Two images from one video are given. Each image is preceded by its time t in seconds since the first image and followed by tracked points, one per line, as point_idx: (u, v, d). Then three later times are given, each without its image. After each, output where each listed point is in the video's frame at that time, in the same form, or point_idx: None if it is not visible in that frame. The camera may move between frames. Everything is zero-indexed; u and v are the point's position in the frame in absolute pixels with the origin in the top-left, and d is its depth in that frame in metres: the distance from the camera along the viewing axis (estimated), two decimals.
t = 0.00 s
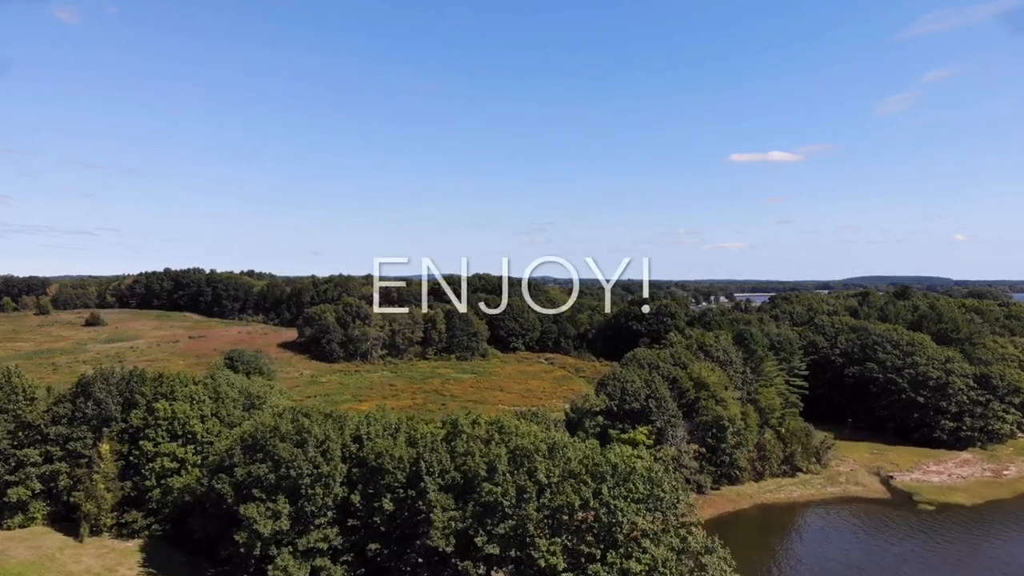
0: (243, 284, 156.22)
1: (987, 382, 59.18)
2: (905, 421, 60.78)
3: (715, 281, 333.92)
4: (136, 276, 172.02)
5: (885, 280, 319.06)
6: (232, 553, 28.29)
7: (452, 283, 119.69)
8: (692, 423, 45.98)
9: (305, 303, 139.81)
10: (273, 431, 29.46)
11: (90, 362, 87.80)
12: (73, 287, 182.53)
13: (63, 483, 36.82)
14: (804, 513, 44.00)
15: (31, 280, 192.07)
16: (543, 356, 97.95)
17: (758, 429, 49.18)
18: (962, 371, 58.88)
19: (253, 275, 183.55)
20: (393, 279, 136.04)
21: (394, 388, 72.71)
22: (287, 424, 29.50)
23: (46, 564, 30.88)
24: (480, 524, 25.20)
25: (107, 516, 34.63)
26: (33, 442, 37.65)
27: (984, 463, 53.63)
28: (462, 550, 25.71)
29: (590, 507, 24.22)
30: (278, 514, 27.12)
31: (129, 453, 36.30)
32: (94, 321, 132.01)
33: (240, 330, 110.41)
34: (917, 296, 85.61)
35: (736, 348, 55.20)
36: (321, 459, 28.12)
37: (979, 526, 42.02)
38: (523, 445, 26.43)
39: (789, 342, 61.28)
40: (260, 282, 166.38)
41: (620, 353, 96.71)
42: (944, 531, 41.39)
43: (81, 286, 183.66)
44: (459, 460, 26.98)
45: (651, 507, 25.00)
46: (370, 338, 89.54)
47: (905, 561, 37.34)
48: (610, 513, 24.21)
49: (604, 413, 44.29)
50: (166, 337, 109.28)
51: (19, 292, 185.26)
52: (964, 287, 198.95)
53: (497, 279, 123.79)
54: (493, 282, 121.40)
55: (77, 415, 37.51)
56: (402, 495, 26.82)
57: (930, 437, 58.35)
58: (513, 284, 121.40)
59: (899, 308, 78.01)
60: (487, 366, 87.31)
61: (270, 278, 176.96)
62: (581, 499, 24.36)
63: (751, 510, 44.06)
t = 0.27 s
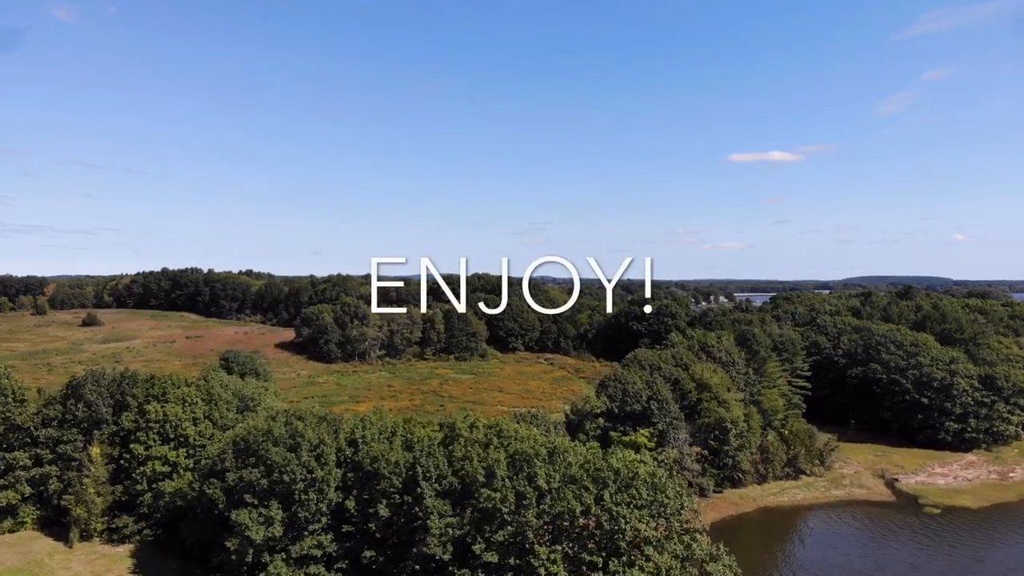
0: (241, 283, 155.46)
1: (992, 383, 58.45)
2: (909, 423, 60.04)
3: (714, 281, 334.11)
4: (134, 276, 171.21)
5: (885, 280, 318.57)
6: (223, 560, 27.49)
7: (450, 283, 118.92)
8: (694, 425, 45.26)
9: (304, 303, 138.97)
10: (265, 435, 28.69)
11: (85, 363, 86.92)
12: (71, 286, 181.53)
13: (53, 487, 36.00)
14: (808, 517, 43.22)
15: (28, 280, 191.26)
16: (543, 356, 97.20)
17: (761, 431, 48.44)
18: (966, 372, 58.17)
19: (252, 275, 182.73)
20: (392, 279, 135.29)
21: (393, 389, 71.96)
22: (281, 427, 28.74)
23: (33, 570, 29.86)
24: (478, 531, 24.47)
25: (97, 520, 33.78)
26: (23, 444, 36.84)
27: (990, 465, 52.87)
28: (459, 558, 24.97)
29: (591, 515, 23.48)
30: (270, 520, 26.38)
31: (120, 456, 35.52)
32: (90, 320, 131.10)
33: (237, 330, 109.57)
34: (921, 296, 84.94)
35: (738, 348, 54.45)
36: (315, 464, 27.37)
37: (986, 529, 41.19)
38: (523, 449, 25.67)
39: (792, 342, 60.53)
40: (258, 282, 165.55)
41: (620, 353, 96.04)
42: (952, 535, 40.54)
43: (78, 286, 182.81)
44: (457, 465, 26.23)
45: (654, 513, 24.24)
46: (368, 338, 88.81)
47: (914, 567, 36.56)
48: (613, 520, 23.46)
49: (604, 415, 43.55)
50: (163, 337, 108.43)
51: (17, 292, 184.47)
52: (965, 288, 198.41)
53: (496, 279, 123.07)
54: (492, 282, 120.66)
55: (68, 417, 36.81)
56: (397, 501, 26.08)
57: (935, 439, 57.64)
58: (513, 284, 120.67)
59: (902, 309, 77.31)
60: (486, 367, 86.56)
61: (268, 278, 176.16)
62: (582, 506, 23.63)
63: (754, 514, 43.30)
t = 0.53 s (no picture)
0: (240, 278, 154.55)
1: (996, 379, 57.84)
2: (912, 419, 59.44)
3: (714, 276, 333.44)
4: (131, 271, 170.24)
5: (885, 275, 318.11)
6: (215, 562, 26.77)
7: (449, 278, 118.11)
8: (696, 422, 44.58)
9: (302, 298, 138.09)
10: (258, 433, 27.91)
11: (81, 358, 86.09)
12: (68, 281, 180.58)
13: (43, 486, 35.20)
14: (812, 515, 42.55)
15: (26, 275, 190.28)
16: (542, 352, 96.49)
17: (763, 428, 47.76)
18: (971, 368, 57.54)
19: (250, 270, 181.76)
20: (391, 274, 134.45)
21: (391, 384, 71.24)
22: (274, 425, 27.97)
23: (22, 570, 28.94)
24: (477, 533, 23.75)
25: (87, 519, 32.96)
26: (12, 442, 36.04)
27: (995, 462, 52.23)
28: (457, 560, 24.27)
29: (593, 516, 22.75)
30: (263, 521, 25.67)
31: (111, 454, 34.76)
32: (87, 316, 130.18)
33: (235, 325, 108.74)
34: (924, 291, 84.26)
35: (740, 344, 53.74)
36: (309, 463, 26.62)
37: (993, 527, 40.51)
38: (522, 449, 24.92)
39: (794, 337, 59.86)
40: (256, 277, 164.63)
41: (620, 349, 95.41)
42: (959, 534, 39.86)
43: (75, 281, 181.83)
44: (455, 465, 25.49)
45: (657, 514, 23.50)
46: (366, 334, 88.05)
47: (921, 566, 35.92)
48: (615, 522, 22.74)
49: (605, 412, 42.85)
50: (160, 332, 107.60)
51: (14, 287, 183.50)
52: (965, 283, 197.80)
53: (495, 274, 122.26)
54: (491, 277, 119.87)
55: (58, 414, 36.04)
56: (393, 501, 25.35)
57: (938, 436, 57.07)
58: (512, 279, 119.88)
59: (905, 304, 76.65)
60: (486, 362, 85.84)
61: (266, 273, 175.21)
62: (583, 508, 22.89)
63: (757, 512, 42.62)
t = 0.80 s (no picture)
0: (237, 273, 153.66)
1: (1001, 375, 57.17)
2: (916, 416, 58.80)
3: (714, 271, 332.80)
4: (129, 266, 169.33)
5: (885, 270, 317.47)
6: (206, 564, 26.07)
7: (448, 273, 117.30)
8: (698, 419, 43.90)
9: (300, 293, 137.24)
10: (250, 432, 27.17)
11: (76, 354, 85.32)
12: (65, 276, 179.69)
13: (32, 485, 34.37)
14: (815, 513, 41.90)
15: (23, 270, 189.40)
16: (542, 347, 95.80)
17: (766, 424, 47.05)
18: (975, 364, 56.85)
19: (248, 265, 180.89)
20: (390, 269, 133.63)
21: (389, 380, 70.52)
22: (267, 424, 27.22)
23: (10, 571, 28.16)
24: (474, 535, 23.06)
25: (76, 519, 32.21)
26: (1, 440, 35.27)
27: (1000, 459, 51.58)
28: (454, 563, 23.58)
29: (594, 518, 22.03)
30: (255, 522, 24.98)
31: (101, 452, 34.01)
32: (84, 310, 129.28)
33: (232, 320, 107.93)
34: (927, 286, 83.55)
35: (742, 340, 53.00)
36: (302, 463, 25.88)
37: (999, 525, 39.82)
38: (522, 449, 24.22)
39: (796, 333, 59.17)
40: (254, 272, 163.82)
41: (621, 344, 94.75)
42: (965, 532, 39.20)
43: (72, 276, 180.97)
44: (452, 465, 24.76)
45: (660, 517, 22.76)
46: (364, 329, 87.30)
47: (927, 565, 35.30)
48: (617, 524, 22.02)
49: (606, 409, 42.16)
50: (157, 327, 106.85)
51: (11, 282, 182.63)
52: (967, 279, 197.37)
53: (495, 269, 121.47)
54: (491, 272, 119.08)
55: (47, 412, 35.33)
56: (389, 502, 24.63)
57: (943, 432, 56.46)
58: (512, 274, 119.07)
59: (908, 299, 75.94)
60: (485, 358, 85.12)
61: (264, 268, 174.34)
62: (584, 510, 22.16)
63: (760, 510, 41.96)
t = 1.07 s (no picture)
0: (235, 267, 152.75)
1: (1006, 370, 56.51)
2: (920, 412, 58.17)
3: (713, 266, 332.25)
4: (126, 260, 168.37)
5: (885, 264, 317.05)
6: (197, 566, 25.38)
7: (447, 267, 116.50)
8: (700, 416, 43.20)
9: (298, 288, 136.37)
10: (242, 430, 26.40)
11: (72, 348, 84.56)
12: (62, 270, 178.78)
13: (22, 484, 33.29)
14: (819, 511, 41.25)
15: (20, 264, 188.44)
16: (541, 342, 95.10)
17: (769, 421, 46.34)
18: (980, 360, 56.16)
19: (246, 259, 179.98)
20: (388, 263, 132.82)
21: (387, 376, 69.82)
22: (259, 422, 26.43)
23: None
24: (472, 538, 22.36)
25: (65, 519, 31.46)
26: None
27: (1005, 456, 50.98)
28: (452, 566, 22.90)
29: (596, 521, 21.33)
30: (247, 524, 24.27)
31: (91, 450, 33.24)
32: (80, 305, 128.39)
33: (229, 315, 107.13)
34: (930, 281, 82.87)
35: (745, 335, 52.23)
36: (295, 462, 25.12)
37: (1006, 524, 39.19)
38: (521, 448, 23.45)
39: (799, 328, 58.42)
40: (252, 266, 163.01)
41: (621, 339, 94.10)
42: (971, 531, 38.56)
43: (69, 270, 180.03)
44: (450, 465, 24.01)
45: (664, 519, 22.04)
46: (362, 324, 86.53)
47: (933, 565, 34.68)
48: (619, 527, 21.30)
49: (607, 405, 41.45)
50: (153, 322, 106.15)
51: (7, 276, 181.67)
52: (967, 273, 197.01)
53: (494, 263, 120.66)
54: (490, 267, 118.28)
55: (36, 409, 34.19)
56: (385, 503, 23.91)
57: (947, 428, 55.86)
58: (511, 268, 118.29)
59: (911, 294, 75.25)
60: (484, 353, 84.40)
61: (262, 262, 173.44)
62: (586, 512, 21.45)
63: (763, 508, 41.31)
